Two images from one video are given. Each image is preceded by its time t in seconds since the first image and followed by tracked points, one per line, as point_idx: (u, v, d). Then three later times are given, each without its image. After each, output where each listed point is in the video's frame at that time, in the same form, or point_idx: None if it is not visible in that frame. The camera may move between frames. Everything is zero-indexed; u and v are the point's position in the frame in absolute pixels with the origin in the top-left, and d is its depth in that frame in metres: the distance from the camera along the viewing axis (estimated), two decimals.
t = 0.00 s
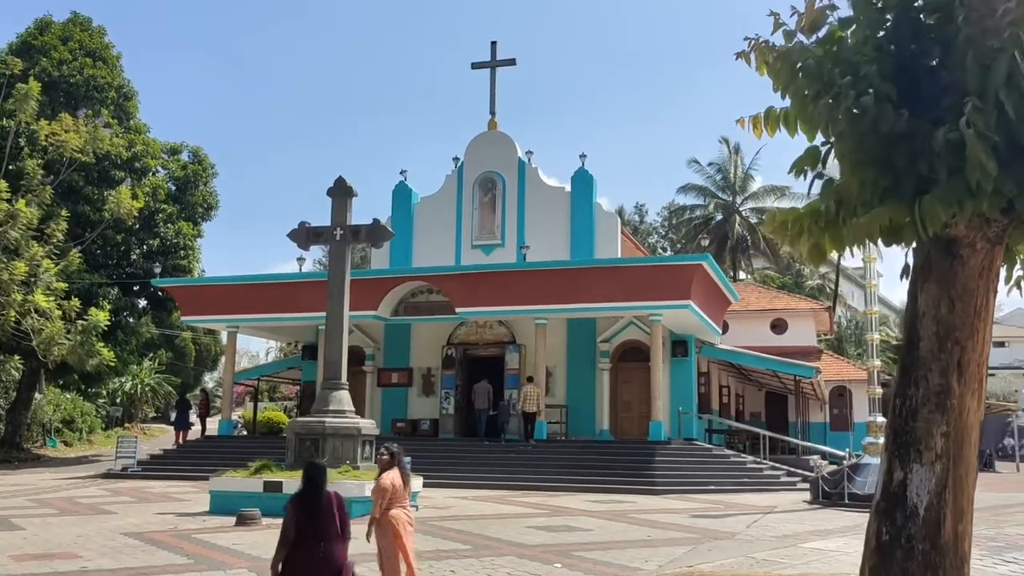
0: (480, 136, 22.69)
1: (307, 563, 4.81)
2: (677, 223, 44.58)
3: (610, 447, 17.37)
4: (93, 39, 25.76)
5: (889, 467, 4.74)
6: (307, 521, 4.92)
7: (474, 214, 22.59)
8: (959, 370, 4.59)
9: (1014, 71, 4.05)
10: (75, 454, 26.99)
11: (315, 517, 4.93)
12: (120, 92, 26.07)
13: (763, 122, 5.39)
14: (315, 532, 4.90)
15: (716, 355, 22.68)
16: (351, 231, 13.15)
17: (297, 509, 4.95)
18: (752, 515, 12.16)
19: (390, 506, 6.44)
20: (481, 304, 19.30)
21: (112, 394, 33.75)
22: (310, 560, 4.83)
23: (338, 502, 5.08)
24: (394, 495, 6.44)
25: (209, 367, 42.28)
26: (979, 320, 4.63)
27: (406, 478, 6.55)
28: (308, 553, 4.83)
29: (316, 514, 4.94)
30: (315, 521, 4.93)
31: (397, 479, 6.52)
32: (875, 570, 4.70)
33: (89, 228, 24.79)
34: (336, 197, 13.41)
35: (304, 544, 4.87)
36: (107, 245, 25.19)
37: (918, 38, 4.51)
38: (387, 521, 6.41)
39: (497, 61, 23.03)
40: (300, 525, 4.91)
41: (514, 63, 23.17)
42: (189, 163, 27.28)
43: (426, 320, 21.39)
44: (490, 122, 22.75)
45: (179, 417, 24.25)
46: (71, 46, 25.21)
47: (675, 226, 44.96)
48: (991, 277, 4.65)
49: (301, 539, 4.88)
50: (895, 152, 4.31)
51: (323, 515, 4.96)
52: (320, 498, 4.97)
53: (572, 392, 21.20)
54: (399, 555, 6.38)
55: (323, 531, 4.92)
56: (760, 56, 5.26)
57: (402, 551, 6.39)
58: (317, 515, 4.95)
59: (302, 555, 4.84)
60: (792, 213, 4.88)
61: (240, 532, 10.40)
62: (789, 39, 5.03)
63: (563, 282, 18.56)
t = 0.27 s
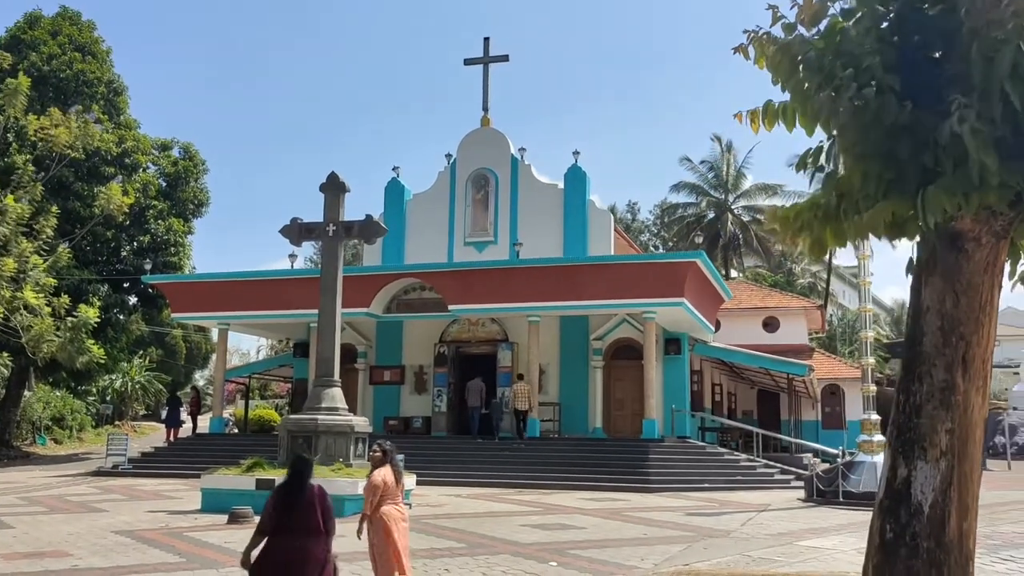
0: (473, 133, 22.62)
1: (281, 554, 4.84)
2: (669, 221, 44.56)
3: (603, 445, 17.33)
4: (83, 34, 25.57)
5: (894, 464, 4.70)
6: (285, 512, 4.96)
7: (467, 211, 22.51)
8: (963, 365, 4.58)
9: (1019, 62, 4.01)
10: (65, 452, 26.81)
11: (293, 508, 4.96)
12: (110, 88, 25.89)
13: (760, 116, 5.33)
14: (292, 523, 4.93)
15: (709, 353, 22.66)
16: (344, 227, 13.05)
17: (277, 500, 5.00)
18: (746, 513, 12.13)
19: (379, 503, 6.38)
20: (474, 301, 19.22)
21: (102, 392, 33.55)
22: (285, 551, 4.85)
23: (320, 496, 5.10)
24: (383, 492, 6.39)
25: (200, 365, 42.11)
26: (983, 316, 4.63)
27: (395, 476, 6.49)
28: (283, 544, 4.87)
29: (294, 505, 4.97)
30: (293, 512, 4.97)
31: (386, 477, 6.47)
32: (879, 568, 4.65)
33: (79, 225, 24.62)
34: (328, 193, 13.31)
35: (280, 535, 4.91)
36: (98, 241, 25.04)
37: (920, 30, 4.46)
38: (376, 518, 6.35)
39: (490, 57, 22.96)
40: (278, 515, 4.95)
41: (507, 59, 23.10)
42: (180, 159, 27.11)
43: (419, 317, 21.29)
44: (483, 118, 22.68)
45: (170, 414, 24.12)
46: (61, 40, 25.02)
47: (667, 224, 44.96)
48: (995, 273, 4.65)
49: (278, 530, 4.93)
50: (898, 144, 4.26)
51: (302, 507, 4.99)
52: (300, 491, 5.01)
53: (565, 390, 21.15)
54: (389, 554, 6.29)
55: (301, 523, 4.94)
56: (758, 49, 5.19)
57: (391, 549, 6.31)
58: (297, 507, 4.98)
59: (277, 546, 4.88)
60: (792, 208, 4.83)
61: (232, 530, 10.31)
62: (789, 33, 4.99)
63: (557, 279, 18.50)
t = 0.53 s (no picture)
0: (474, 134, 22.57)
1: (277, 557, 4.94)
2: (669, 223, 44.50)
3: (605, 446, 17.26)
4: (84, 35, 25.51)
5: (907, 464, 4.67)
6: (282, 516, 5.03)
7: (468, 212, 22.45)
8: (978, 364, 4.54)
9: None
10: (64, 453, 26.73)
11: (291, 511, 5.03)
12: (111, 88, 25.83)
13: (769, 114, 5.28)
14: (289, 527, 5.01)
15: (710, 355, 22.61)
16: (345, 227, 12.99)
17: (275, 501, 5.06)
18: (750, 515, 12.07)
19: (379, 503, 6.32)
20: (475, 302, 19.16)
21: (102, 393, 33.48)
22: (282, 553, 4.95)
23: (318, 499, 5.14)
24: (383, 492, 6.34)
25: (199, 367, 42.05)
26: (998, 314, 4.58)
27: (396, 475, 6.44)
28: (279, 548, 4.95)
29: (291, 510, 5.04)
30: (290, 516, 5.03)
31: (387, 476, 6.42)
32: (892, 570, 4.61)
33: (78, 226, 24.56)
34: (329, 193, 13.25)
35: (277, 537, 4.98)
36: (97, 242, 24.98)
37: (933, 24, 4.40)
38: (376, 518, 6.29)
39: (491, 58, 22.93)
40: (275, 518, 5.02)
41: (508, 60, 23.07)
42: (180, 160, 27.04)
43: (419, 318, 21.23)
44: (484, 119, 22.64)
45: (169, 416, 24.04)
46: (61, 41, 24.98)
47: (667, 226, 44.91)
48: (1011, 271, 4.61)
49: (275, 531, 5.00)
50: (912, 139, 4.20)
51: (299, 511, 5.05)
52: (298, 494, 5.05)
53: (566, 392, 21.08)
54: (387, 554, 6.21)
55: (298, 527, 5.01)
56: (768, 45, 5.14)
57: (389, 549, 6.22)
58: (294, 510, 5.04)
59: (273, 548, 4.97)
60: (802, 205, 4.78)
61: (233, 531, 10.24)
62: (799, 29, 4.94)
63: (558, 280, 18.43)
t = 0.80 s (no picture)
0: (476, 136, 22.52)
1: (281, 550, 5.05)
2: (671, 226, 44.45)
3: (609, 449, 17.19)
4: (86, 36, 25.49)
5: (926, 465, 4.63)
6: (289, 510, 5.12)
7: (470, 213, 22.40)
8: (998, 363, 4.50)
9: None
10: (65, 455, 26.65)
11: (297, 505, 5.13)
12: (113, 90, 25.80)
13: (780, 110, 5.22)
14: (294, 521, 5.11)
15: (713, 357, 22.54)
16: (348, 228, 12.94)
17: (284, 495, 5.16)
18: (755, 518, 12.01)
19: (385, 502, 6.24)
20: (478, 304, 19.09)
21: (103, 396, 33.43)
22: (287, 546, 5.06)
23: (323, 498, 5.23)
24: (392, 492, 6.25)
25: (200, 369, 42.02)
26: (1018, 313, 4.54)
27: (405, 476, 6.35)
28: (283, 542, 5.06)
29: (299, 504, 5.13)
30: (298, 511, 5.13)
31: (396, 476, 6.33)
32: (911, 572, 4.56)
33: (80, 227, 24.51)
34: (333, 194, 13.19)
35: (284, 529, 5.09)
36: (99, 244, 24.93)
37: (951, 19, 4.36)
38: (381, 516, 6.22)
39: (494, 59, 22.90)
40: (283, 512, 5.11)
41: (511, 62, 23.04)
42: (182, 162, 27.00)
43: (422, 320, 21.16)
44: (487, 121, 22.59)
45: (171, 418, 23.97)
46: (63, 42, 24.94)
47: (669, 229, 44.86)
48: None
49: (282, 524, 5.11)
50: (931, 134, 4.14)
51: (306, 507, 5.15)
52: (307, 491, 5.14)
53: (569, 394, 21.01)
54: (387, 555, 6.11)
55: (304, 523, 5.11)
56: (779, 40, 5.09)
57: (388, 550, 6.12)
58: (302, 506, 5.13)
59: (278, 541, 5.08)
60: (814, 202, 4.71)
61: (236, 533, 10.17)
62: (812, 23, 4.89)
63: (562, 282, 18.37)
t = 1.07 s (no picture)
0: (477, 135, 22.45)
1: (285, 550, 4.98)
2: (671, 226, 44.37)
3: (611, 448, 17.11)
4: (86, 36, 25.43)
5: (941, 463, 4.57)
6: (292, 511, 5.08)
7: (472, 213, 22.32)
8: (1016, 359, 4.47)
9: None
10: (66, 456, 26.59)
11: (299, 506, 5.09)
12: (113, 90, 25.74)
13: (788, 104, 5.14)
14: (297, 521, 5.06)
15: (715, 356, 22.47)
16: (350, 226, 12.86)
17: (285, 496, 5.11)
18: (760, 517, 11.93)
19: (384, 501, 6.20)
20: (479, 304, 19.02)
21: (103, 396, 33.37)
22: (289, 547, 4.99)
23: (323, 500, 5.22)
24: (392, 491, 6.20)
25: (201, 369, 41.98)
26: None
27: (405, 474, 6.30)
28: (287, 542, 4.99)
29: (302, 505, 5.09)
30: (301, 511, 5.09)
31: (397, 473, 6.28)
32: (926, 572, 4.50)
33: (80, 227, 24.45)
34: (334, 192, 13.12)
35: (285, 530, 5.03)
36: (99, 245, 24.86)
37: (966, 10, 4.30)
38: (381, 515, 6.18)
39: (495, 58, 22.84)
40: (285, 512, 5.06)
41: (512, 61, 22.97)
42: (182, 162, 26.93)
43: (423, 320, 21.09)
44: (488, 120, 22.52)
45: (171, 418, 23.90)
46: (63, 42, 24.88)
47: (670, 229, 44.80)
48: None
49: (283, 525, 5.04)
50: (949, 126, 4.07)
51: (308, 508, 5.11)
52: (309, 492, 5.12)
53: (571, 394, 20.93)
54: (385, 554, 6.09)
55: (307, 523, 5.07)
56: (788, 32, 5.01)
57: (385, 549, 6.10)
58: (304, 507, 5.10)
59: (280, 542, 5.00)
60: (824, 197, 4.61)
61: (237, 534, 10.09)
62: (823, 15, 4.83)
63: (564, 281, 18.29)
